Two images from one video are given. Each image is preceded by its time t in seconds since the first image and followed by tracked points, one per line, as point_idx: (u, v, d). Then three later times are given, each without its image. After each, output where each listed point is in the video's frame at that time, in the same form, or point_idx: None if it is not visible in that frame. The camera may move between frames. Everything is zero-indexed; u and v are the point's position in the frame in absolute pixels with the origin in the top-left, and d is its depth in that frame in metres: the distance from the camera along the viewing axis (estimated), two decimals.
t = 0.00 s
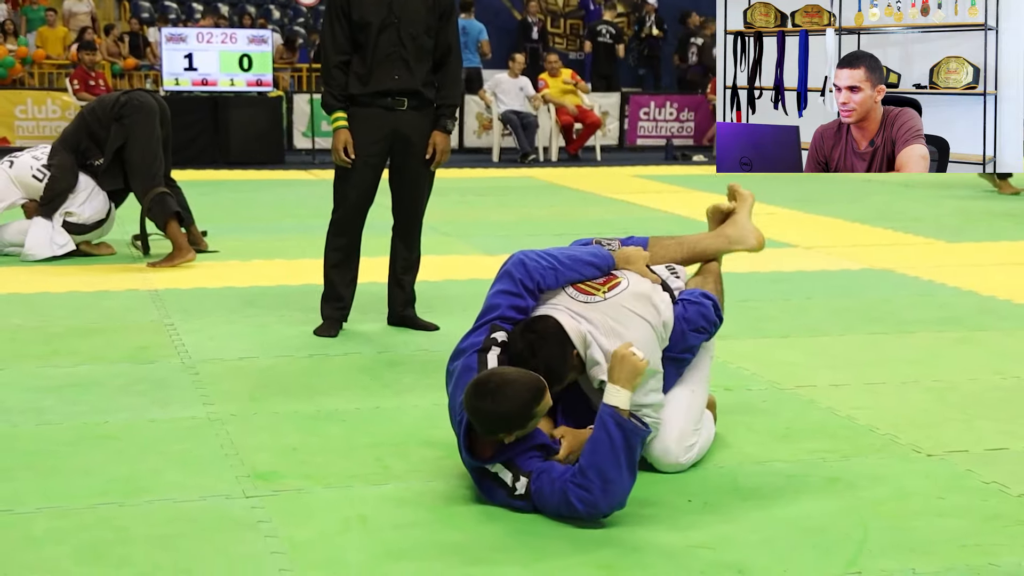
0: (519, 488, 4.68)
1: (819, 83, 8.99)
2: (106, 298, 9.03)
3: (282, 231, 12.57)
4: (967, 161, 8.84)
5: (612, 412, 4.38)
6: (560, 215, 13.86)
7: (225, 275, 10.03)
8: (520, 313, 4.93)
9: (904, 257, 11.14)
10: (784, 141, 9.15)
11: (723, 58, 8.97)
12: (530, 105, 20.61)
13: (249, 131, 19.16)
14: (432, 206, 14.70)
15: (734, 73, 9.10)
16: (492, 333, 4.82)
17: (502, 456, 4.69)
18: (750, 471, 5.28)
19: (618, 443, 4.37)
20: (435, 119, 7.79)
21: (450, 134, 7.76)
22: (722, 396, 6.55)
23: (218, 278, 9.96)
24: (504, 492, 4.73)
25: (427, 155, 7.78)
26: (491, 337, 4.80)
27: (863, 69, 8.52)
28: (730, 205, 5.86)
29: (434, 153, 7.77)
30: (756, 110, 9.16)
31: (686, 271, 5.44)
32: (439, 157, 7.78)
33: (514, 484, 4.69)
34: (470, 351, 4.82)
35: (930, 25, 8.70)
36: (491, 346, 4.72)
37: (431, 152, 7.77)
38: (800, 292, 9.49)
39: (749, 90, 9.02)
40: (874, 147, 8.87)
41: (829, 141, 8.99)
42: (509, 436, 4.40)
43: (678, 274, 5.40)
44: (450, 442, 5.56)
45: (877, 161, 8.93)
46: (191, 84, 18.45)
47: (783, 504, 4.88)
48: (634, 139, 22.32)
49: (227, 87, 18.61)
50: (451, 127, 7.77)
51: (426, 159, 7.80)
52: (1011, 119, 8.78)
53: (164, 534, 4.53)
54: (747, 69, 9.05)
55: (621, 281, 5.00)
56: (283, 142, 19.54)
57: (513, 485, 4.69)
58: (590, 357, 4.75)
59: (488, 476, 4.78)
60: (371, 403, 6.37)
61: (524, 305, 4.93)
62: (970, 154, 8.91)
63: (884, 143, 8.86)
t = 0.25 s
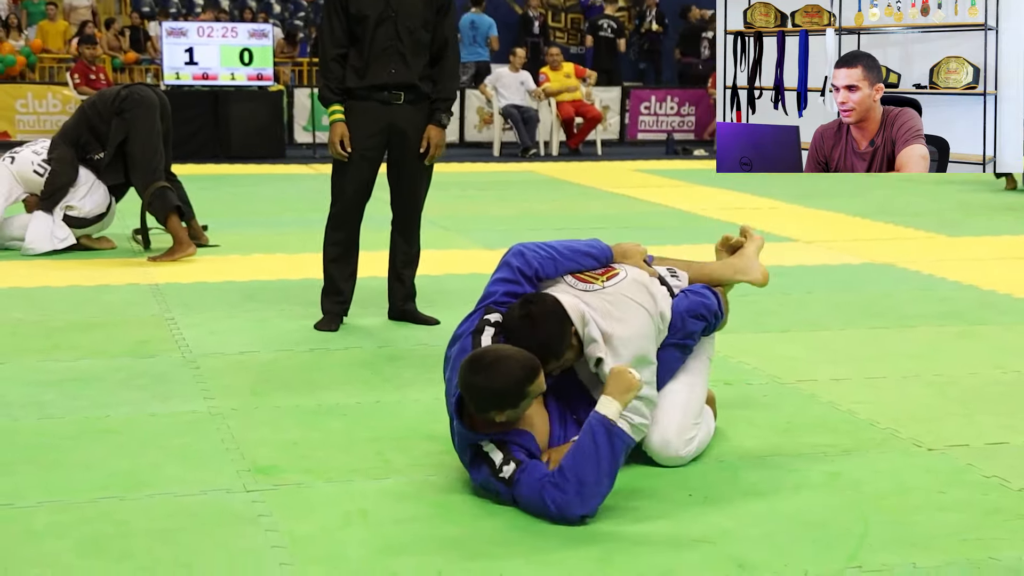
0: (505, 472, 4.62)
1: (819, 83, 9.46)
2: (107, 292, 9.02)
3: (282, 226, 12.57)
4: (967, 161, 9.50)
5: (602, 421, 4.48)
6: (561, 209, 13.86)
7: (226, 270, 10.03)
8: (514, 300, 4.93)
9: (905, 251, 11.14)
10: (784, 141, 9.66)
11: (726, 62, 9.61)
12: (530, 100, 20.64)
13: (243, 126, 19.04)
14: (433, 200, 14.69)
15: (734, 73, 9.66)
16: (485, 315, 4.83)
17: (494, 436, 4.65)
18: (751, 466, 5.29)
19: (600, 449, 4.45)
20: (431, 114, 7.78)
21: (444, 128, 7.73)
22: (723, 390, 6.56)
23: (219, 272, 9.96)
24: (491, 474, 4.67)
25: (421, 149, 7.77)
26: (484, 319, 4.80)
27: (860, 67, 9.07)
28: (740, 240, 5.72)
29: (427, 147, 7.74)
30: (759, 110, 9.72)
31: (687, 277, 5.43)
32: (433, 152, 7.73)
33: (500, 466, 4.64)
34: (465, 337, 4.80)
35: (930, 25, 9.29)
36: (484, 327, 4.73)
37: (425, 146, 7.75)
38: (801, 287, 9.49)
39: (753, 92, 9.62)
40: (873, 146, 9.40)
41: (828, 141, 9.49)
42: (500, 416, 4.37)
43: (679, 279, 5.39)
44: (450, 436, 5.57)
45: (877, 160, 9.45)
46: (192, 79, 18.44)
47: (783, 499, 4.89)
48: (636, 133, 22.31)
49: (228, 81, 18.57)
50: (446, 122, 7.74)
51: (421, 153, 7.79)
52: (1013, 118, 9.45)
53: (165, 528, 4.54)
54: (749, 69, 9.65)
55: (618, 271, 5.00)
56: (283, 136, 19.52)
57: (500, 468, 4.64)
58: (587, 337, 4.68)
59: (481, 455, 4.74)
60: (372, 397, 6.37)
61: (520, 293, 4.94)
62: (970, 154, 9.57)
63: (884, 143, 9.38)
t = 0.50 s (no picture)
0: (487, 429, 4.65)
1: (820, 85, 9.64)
2: (108, 289, 9.03)
3: (283, 222, 12.57)
4: (967, 160, 9.66)
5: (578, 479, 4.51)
6: (563, 206, 13.87)
7: (227, 266, 10.03)
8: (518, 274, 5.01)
9: (907, 247, 11.14)
10: (784, 141, 9.80)
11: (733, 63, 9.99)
12: (531, 96, 20.64)
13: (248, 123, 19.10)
14: (434, 197, 14.70)
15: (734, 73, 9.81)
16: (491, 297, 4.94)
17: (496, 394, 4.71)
18: (752, 462, 5.29)
19: (554, 489, 4.51)
20: (428, 110, 7.78)
21: (444, 124, 7.74)
22: (725, 386, 6.56)
23: (220, 268, 9.96)
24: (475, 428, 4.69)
25: (421, 145, 7.76)
26: (489, 301, 4.91)
27: (858, 68, 9.23)
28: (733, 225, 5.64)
29: (427, 143, 7.75)
30: (760, 112, 9.94)
31: (686, 267, 5.44)
32: (432, 147, 7.74)
33: (487, 422, 4.66)
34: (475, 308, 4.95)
35: (930, 24, 9.29)
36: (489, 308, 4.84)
37: (424, 142, 7.75)
38: (802, 283, 9.49)
39: (752, 92, 9.80)
40: (873, 147, 9.57)
41: (828, 141, 9.67)
42: (513, 374, 4.48)
43: (678, 269, 5.41)
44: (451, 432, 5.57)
45: (877, 161, 9.61)
46: (193, 75, 18.49)
47: (784, 495, 4.89)
48: (637, 129, 22.32)
49: (229, 77, 18.59)
50: (446, 118, 7.74)
51: (420, 149, 7.78)
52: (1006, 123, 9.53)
53: (166, 524, 4.54)
54: (750, 69, 9.82)
55: (621, 259, 4.98)
56: (285, 132, 19.53)
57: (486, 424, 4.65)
58: (591, 325, 4.73)
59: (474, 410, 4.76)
60: (373, 393, 6.38)
61: (522, 267, 5.02)
62: (968, 154, 9.71)
63: (884, 143, 9.54)
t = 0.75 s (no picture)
0: (477, 430, 4.63)
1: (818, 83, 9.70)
2: (110, 286, 9.03)
3: (284, 219, 12.57)
4: (967, 160, 9.76)
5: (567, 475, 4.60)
6: (564, 203, 13.86)
7: (228, 263, 10.03)
8: (502, 270, 5.04)
9: (908, 244, 11.13)
10: (784, 141, 10.04)
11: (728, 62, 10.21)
12: (533, 93, 20.59)
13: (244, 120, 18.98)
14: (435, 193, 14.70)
15: (734, 73, 10.15)
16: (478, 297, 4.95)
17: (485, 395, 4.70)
18: (753, 459, 5.29)
19: (545, 490, 4.56)
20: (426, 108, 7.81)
21: (459, 120, 7.86)
22: (726, 383, 6.56)
23: (222, 265, 9.96)
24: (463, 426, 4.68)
25: (439, 141, 7.84)
26: (478, 299, 4.94)
27: (855, 67, 9.26)
28: (712, 204, 5.75)
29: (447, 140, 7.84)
30: (756, 111, 10.14)
31: (669, 253, 5.41)
32: (453, 145, 7.82)
33: (475, 421, 4.64)
34: (462, 310, 4.96)
35: (930, 24, 9.50)
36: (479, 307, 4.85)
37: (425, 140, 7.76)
38: (804, 280, 9.48)
39: (749, 90, 10.05)
40: (873, 146, 9.50)
41: (828, 141, 9.70)
42: (499, 379, 4.46)
43: (661, 257, 5.36)
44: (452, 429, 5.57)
45: (876, 162, 9.55)
46: (194, 71, 18.54)
47: (785, 492, 4.89)
48: (638, 126, 22.32)
49: (230, 74, 18.65)
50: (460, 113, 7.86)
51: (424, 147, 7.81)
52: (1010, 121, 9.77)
53: (167, 521, 4.54)
54: (746, 67, 10.07)
55: (604, 252, 5.00)
56: (286, 129, 19.52)
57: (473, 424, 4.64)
58: (573, 321, 4.68)
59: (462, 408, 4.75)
60: (374, 390, 6.38)
61: (505, 262, 5.06)
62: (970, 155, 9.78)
63: (884, 142, 9.45)
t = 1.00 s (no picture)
0: (456, 439, 4.63)
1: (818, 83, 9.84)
2: (112, 285, 9.02)
3: (286, 218, 12.57)
4: (967, 160, 9.95)
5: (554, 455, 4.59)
6: (566, 202, 13.86)
7: (230, 262, 10.03)
8: (482, 281, 5.00)
9: (911, 243, 11.13)
10: (784, 141, 10.13)
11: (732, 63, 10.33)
12: (535, 92, 20.59)
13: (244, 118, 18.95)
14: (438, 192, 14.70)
15: (734, 73, 10.19)
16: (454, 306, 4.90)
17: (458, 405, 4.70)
18: (755, 458, 5.28)
19: (541, 474, 4.56)
20: (427, 108, 7.80)
21: (445, 122, 7.76)
22: (728, 382, 6.55)
23: (224, 264, 9.96)
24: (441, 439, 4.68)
25: (423, 143, 7.78)
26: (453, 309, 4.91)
27: (853, 67, 9.49)
28: (719, 214, 5.62)
29: (430, 141, 7.75)
30: (756, 111, 10.23)
31: (666, 254, 5.40)
32: (435, 146, 7.75)
33: (452, 433, 4.65)
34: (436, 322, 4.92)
35: (930, 24, 9.62)
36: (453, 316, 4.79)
37: (428, 140, 7.76)
38: (806, 279, 9.47)
39: (748, 91, 10.13)
40: (873, 146, 9.76)
41: (828, 141, 9.91)
42: (470, 393, 4.42)
43: (657, 258, 5.36)
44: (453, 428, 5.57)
45: (876, 161, 9.78)
46: (196, 70, 18.59)
47: (787, 491, 4.89)
48: (640, 125, 22.34)
49: (232, 73, 18.71)
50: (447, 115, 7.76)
51: (421, 147, 7.80)
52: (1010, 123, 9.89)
53: (170, 520, 4.54)
54: (747, 67, 10.11)
55: (589, 258, 5.00)
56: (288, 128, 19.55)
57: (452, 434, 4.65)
58: (552, 327, 4.69)
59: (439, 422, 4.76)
60: (375, 389, 6.37)
61: (485, 274, 5.01)
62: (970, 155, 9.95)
63: (884, 141, 9.72)
